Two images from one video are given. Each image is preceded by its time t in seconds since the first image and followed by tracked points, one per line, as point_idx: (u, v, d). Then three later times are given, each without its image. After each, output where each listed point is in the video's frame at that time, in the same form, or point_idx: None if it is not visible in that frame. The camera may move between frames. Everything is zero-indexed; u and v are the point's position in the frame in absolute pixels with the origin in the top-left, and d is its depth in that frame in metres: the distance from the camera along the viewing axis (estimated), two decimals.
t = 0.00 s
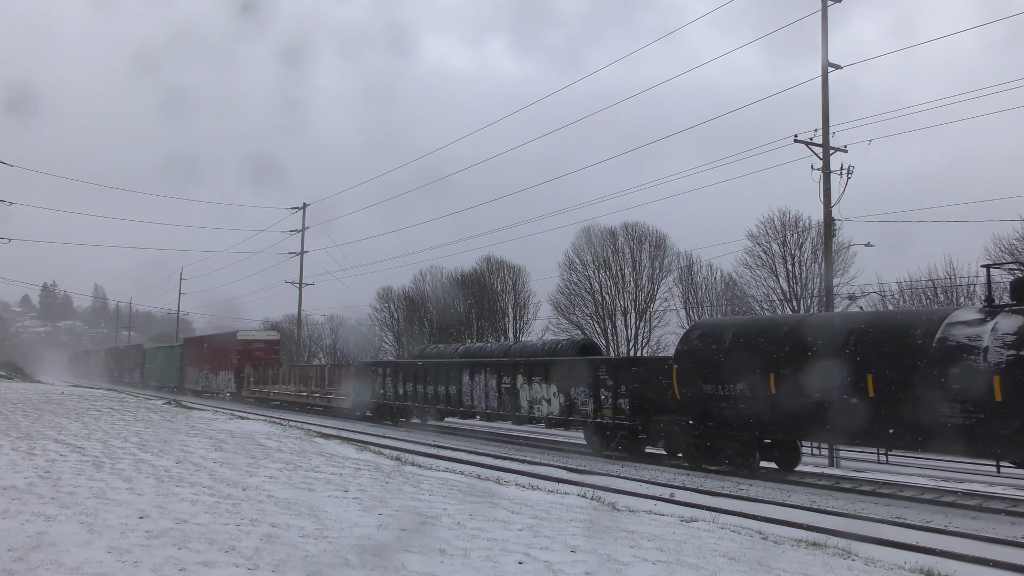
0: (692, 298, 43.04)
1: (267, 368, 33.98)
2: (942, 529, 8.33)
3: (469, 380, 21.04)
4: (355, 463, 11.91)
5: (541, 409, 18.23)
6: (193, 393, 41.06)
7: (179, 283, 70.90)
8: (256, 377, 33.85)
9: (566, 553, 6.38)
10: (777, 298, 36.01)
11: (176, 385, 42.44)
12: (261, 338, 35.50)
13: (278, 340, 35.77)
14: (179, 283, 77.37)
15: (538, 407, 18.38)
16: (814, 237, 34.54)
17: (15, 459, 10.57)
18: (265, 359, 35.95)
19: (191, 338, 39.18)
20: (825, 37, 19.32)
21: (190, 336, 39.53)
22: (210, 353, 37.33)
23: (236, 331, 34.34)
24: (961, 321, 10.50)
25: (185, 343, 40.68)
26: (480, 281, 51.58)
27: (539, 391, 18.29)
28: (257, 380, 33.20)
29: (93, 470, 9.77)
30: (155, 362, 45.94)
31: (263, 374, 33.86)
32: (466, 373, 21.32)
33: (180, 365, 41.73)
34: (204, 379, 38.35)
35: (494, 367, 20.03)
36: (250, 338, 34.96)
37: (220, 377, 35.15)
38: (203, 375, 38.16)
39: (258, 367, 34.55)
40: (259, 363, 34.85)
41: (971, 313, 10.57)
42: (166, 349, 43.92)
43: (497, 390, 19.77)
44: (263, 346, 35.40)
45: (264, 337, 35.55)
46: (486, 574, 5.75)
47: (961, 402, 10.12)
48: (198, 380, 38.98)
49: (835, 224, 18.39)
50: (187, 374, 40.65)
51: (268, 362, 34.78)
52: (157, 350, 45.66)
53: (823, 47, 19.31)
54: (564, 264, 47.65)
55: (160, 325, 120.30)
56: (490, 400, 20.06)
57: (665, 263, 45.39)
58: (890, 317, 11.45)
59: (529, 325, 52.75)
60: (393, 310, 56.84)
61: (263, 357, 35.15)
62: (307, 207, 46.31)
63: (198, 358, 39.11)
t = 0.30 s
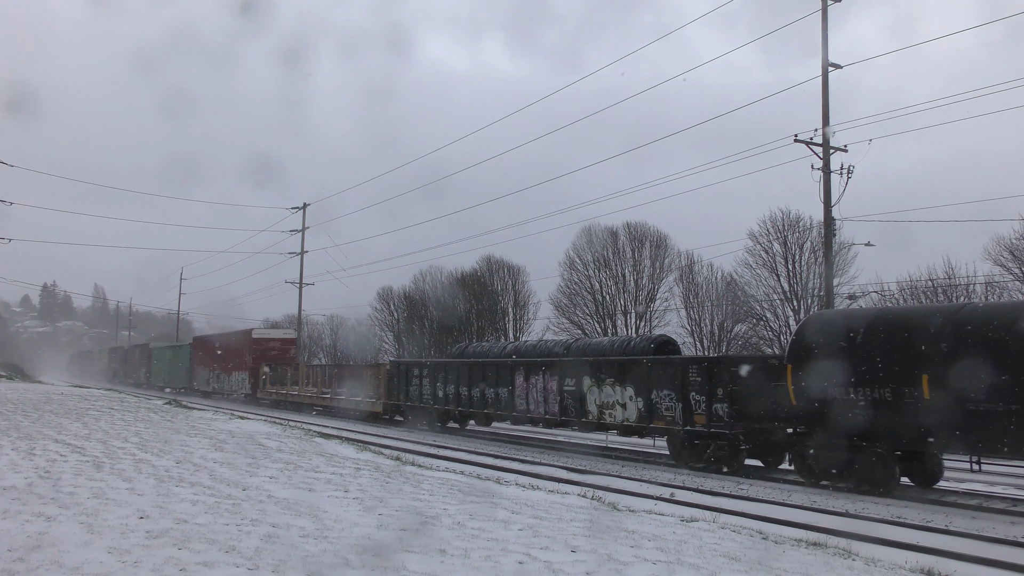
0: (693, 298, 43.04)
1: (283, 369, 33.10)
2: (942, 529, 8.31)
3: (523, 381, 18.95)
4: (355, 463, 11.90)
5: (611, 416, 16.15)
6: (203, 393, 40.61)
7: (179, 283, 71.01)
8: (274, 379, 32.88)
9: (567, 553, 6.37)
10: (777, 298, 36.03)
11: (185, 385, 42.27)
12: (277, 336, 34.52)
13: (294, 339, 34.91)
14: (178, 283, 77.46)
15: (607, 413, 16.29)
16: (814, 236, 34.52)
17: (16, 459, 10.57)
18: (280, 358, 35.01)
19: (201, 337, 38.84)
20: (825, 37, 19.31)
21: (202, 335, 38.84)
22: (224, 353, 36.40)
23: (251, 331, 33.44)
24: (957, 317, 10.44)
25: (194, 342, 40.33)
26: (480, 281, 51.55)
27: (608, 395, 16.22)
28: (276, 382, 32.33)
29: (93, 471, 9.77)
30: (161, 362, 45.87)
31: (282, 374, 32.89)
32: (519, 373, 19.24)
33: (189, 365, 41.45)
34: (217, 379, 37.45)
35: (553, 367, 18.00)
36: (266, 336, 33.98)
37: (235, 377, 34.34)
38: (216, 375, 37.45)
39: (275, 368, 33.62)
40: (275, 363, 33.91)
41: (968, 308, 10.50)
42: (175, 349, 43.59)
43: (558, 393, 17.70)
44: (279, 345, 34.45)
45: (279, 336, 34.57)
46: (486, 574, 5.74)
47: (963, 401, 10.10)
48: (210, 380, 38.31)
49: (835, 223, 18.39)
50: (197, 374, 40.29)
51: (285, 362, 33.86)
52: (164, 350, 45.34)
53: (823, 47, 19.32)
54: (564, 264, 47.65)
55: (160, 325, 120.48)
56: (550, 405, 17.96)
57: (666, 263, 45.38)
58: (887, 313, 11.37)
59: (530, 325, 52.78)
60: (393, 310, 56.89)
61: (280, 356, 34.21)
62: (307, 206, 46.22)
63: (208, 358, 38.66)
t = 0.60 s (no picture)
0: (693, 298, 43.05)
1: (302, 369, 31.69)
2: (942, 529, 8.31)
3: (591, 383, 16.77)
4: (355, 463, 11.91)
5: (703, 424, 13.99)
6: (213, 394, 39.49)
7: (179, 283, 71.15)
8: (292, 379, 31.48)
9: (567, 553, 6.38)
10: (777, 298, 36.09)
11: (193, 386, 41.39)
12: (295, 336, 33.12)
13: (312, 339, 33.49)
14: (179, 283, 77.51)
15: (698, 421, 14.12)
16: (814, 236, 34.50)
17: (16, 459, 10.58)
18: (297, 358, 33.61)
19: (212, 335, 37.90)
20: (825, 37, 19.32)
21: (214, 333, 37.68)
22: (238, 352, 35.07)
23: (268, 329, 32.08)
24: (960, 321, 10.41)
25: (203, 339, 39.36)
26: (480, 281, 51.52)
27: (700, 400, 14.06)
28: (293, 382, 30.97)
29: (93, 471, 9.78)
30: (167, 361, 45.24)
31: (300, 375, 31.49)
32: (586, 375, 17.08)
33: (198, 365, 40.54)
34: (230, 378, 36.14)
35: (629, 367, 15.83)
36: (283, 335, 32.66)
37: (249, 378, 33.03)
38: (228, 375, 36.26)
39: (292, 368, 32.29)
40: (292, 364, 32.53)
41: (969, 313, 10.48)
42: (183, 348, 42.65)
43: (636, 398, 15.51)
44: (296, 344, 33.07)
45: (297, 335, 33.19)
46: (486, 574, 5.74)
47: (961, 403, 10.05)
48: (221, 380, 37.14)
49: (835, 223, 18.39)
50: (206, 375, 39.30)
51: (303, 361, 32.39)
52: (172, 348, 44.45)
53: (823, 47, 19.32)
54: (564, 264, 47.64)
55: (161, 325, 120.67)
56: (626, 411, 15.75)
57: (665, 263, 45.39)
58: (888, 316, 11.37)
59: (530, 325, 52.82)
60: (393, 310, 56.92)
61: (297, 357, 32.86)
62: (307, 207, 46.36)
63: (219, 357, 37.60)
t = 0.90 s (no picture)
0: (693, 298, 43.03)
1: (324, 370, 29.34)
2: (942, 529, 8.31)
3: (677, 385, 14.59)
4: (356, 463, 11.92)
5: (827, 434, 11.92)
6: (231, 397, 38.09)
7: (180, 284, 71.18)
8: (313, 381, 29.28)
9: (567, 553, 6.38)
10: (777, 298, 36.09)
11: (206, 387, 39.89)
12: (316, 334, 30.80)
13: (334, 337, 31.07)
14: (180, 283, 77.42)
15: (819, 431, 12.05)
16: (814, 236, 34.47)
17: (16, 459, 10.58)
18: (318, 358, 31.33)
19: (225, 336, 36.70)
20: (825, 36, 19.31)
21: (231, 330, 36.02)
22: (257, 351, 32.97)
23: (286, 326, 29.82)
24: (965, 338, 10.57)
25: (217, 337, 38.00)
26: (480, 281, 51.52)
27: (822, 406, 11.98)
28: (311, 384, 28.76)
29: (94, 471, 9.78)
30: (176, 361, 44.11)
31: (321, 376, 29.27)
32: (669, 376, 14.90)
33: (210, 365, 39.12)
34: (248, 379, 34.25)
35: (726, 367, 13.71)
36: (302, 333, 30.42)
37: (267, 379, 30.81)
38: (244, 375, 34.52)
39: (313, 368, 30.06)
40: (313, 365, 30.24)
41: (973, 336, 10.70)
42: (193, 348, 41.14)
43: (738, 402, 13.35)
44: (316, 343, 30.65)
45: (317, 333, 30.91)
46: (486, 574, 5.74)
47: (961, 401, 10.10)
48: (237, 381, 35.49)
49: (835, 223, 18.39)
50: (220, 375, 37.90)
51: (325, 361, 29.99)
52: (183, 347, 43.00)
53: (823, 47, 19.30)
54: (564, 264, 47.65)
55: (161, 324, 120.78)
56: (724, 418, 13.58)
57: (666, 263, 45.39)
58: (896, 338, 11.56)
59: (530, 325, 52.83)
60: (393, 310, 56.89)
61: (318, 357, 30.59)
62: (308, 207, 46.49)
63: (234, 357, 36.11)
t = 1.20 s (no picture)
0: (693, 298, 43.03)
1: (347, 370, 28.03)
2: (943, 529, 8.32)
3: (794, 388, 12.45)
4: (355, 463, 11.92)
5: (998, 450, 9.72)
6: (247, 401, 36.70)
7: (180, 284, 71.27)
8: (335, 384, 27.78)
9: (567, 553, 6.38)
10: (777, 299, 36.05)
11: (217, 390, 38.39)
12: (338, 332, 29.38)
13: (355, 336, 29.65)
14: (181, 282, 77.44)
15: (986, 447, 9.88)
16: (814, 237, 34.50)
17: (16, 459, 10.59)
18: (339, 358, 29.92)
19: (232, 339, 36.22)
20: (824, 37, 19.31)
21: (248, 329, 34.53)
22: (275, 351, 31.42)
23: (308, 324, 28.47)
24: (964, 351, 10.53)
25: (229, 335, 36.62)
26: (480, 281, 51.52)
27: (992, 415, 9.80)
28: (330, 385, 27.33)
29: (94, 471, 9.78)
30: (185, 362, 42.81)
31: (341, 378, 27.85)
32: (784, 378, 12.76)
33: (222, 366, 37.71)
34: (265, 381, 32.67)
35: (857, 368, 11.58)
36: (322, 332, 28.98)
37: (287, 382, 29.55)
38: (261, 376, 32.99)
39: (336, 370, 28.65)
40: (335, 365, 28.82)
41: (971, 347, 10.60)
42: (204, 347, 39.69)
43: (877, 410, 11.16)
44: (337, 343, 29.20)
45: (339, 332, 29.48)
46: (486, 574, 5.73)
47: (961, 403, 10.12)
48: (253, 383, 33.98)
49: (835, 223, 18.39)
50: (231, 375, 36.42)
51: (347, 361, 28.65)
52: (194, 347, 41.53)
53: (823, 46, 19.30)
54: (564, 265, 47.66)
55: (161, 324, 120.87)
56: (857, 427, 11.41)
57: (666, 263, 45.40)
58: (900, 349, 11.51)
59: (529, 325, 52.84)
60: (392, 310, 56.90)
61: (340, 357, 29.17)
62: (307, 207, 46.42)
63: (248, 357, 34.71)
